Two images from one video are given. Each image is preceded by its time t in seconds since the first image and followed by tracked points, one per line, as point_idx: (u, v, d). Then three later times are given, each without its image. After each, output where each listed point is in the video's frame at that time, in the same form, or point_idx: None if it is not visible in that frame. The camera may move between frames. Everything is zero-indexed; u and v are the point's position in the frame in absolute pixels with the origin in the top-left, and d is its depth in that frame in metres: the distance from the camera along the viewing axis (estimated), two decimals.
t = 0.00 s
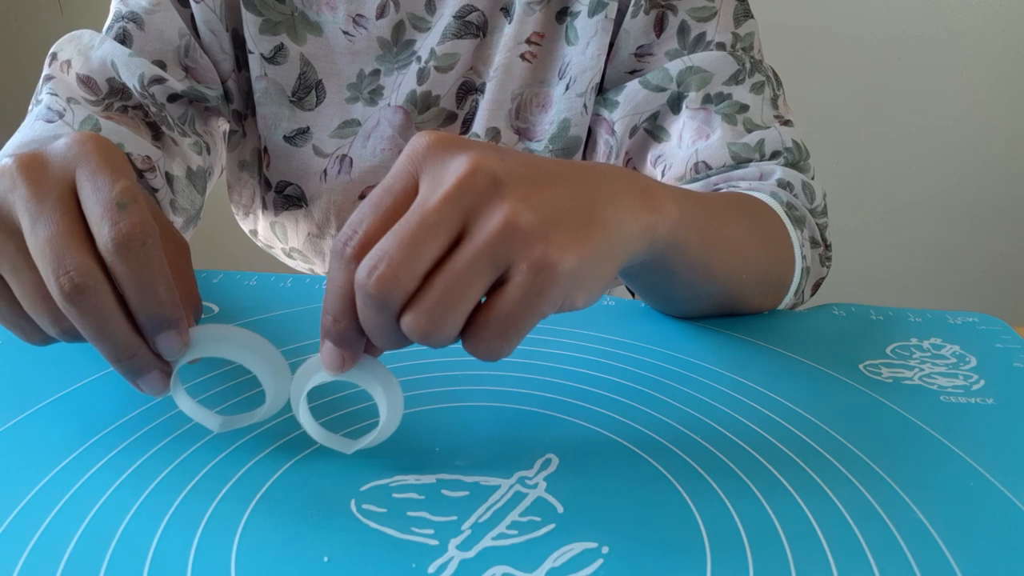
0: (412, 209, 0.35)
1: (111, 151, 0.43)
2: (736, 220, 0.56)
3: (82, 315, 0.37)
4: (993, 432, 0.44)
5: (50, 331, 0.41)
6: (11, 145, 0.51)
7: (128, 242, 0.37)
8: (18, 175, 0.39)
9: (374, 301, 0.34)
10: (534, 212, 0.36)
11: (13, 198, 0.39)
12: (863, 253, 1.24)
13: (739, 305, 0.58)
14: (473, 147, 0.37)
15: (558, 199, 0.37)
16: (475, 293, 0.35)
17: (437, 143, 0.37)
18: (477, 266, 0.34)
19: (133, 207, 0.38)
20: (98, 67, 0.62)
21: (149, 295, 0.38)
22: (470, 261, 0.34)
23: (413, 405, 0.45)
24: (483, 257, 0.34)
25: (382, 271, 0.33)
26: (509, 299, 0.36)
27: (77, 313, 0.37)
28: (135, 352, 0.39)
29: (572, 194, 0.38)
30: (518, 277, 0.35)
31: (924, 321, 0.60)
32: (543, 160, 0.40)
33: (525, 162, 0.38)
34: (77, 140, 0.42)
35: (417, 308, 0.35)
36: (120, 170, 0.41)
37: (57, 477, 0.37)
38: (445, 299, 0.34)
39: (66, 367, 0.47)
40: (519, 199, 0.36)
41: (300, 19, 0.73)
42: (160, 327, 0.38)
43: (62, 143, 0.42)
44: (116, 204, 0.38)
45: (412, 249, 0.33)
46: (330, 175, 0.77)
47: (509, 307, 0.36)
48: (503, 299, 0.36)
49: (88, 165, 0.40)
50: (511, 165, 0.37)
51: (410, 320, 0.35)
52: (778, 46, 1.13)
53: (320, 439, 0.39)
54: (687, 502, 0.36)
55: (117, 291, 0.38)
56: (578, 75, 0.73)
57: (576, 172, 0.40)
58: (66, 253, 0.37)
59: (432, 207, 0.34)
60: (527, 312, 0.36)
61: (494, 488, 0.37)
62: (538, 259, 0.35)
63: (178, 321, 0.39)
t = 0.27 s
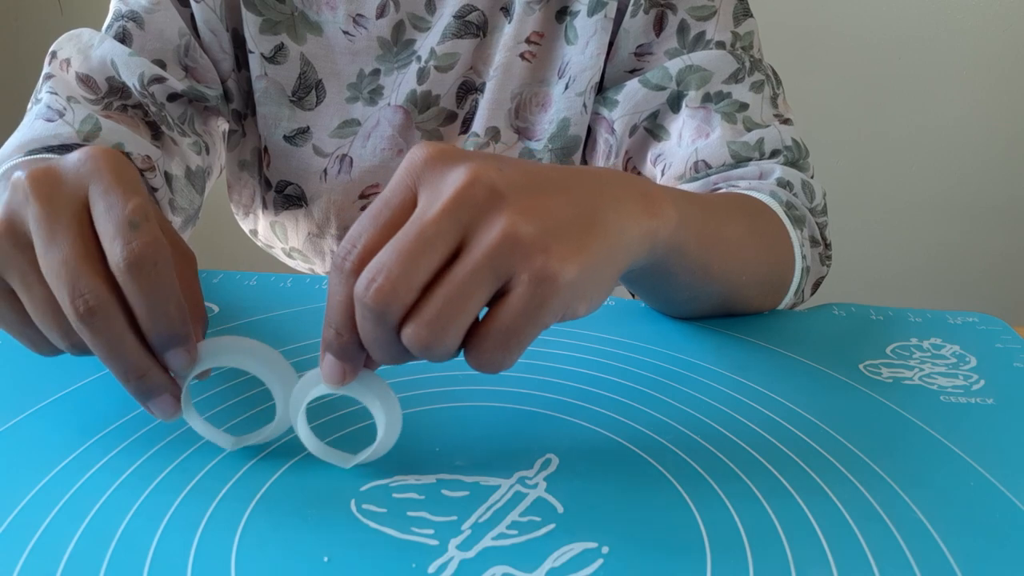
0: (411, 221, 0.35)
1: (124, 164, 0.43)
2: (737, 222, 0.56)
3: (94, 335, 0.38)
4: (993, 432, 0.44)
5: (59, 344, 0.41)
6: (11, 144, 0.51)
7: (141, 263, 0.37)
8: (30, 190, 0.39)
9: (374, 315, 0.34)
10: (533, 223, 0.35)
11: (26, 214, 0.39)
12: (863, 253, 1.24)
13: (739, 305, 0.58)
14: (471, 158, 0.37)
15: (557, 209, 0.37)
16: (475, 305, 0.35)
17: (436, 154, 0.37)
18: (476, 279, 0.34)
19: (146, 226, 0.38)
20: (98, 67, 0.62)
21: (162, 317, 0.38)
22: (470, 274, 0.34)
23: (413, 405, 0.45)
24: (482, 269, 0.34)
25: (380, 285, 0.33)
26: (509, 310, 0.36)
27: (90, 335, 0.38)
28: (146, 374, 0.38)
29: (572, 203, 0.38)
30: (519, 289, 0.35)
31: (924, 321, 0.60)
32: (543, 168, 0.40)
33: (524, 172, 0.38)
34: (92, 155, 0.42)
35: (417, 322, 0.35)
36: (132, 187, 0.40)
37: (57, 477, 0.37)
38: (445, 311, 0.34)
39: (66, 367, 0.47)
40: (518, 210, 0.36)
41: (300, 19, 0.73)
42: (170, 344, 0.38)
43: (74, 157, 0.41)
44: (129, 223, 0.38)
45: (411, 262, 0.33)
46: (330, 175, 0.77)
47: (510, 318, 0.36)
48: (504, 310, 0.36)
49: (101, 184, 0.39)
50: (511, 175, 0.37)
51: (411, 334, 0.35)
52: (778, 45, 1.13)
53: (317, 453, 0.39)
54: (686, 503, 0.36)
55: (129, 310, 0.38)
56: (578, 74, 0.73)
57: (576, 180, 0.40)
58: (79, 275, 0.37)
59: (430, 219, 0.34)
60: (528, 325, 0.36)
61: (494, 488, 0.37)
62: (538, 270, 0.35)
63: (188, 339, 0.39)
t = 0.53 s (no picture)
0: (413, 223, 0.35)
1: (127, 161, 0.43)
2: (737, 221, 0.56)
3: (91, 329, 0.37)
4: (993, 432, 0.44)
5: (57, 344, 0.41)
6: (10, 144, 0.51)
7: (138, 257, 0.37)
8: (33, 186, 0.40)
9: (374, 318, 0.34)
10: (534, 227, 0.36)
11: (27, 210, 0.39)
12: (863, 253, 1.24)
13: (739, 305, 0.58)
14: (472, 161, 0.37)
15: (559, 212, 0.37)
16: (476, 308, 0.35)
17: (438, 157, 0.37)
18: (477, 282, 0.34)
19: (145, 222, 0.38)
20: (98, 67, 0.62)
21: (159, 311, 0.38)
22: (471, 277, 0.34)
23: (413, 405, 0.45)
24: (483, 272, 0.34)
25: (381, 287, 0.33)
26: (509, 313, 0.36)
27: (88, 329, 0.37)
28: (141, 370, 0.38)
29: (574, 206, 0.38)
30: (519, 293, 0.35)
31: (924, 321, 0.60)
32: (544, 170, 0.40)
33: (526, 175, 0.38)
34: (93, 152, 0.42)
35: (417, 325, 0.34)
36: (133, 183, 0.40)
37: (58, 477, 0.37)
38: (445, 315, 0.34)
39: (66, 367, 0.47)
40: (519, 214, 0.36)
41: (298, 19, 0.73)
42: (167, 340, 0.38)
43: (77, 154, 0.42)
44: (129, 218, 0.38)
45: (412, 263, 0.33)
46: (330, 174, 0.77)
47: (510, 321, 0.36)
48: (504, 314, 0.36)
49: (102, 179, 0.39)
50: (512, 177, 0.37)
51: (410, 337, 0.34)
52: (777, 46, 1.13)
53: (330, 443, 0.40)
54: (687, 503, 0.36)
55: (128, 305, 0.38)
56: (576, 74, 0.73)
57: (577, 181, 0.40)
58: (79, 269, 0.37)
59: (432, 221, 0.34)
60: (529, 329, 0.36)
61: (494, 488, 0.37)
62: (539, 274, 0.35)
63: (185, 336, 0.38)
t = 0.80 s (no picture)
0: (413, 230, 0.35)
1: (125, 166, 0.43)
2: (737, 221, 0.56)
3: (86, 337, 0.37)
4: (993, 432, 0.44)
5: (51, 347, 0.41)
6: (10, 143, 0.51)
7: (134, 266, 0.36)
8: (30, 192, 0.39)
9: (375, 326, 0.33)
10: (534, 231, 0.36)
11: (25, 216, 0.39)
12: (863, 253, 1.24)
13: (739, 305, 0.58)
14: (471, 168, 0.38)
15: (558, 216, 0.37)
16: (478, 314, 0.35)
17: (436, 164, 0.37)
18: (478, 287, 0.34)
19: (142, 230, 0.37)
20: (98, 66, 0.62)
21: (154, 320, 0.37)
22: (472, 282, 0.34)
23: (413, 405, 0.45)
24: (484, 277, 0.34)
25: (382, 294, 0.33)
26: (511, 318, 0.35)
27: (82, 338, 0.37)
28: (135, 379, 0.38)
29: (571, 208, 0.38)
30: (521, 297, 0.35)
31: (924, 321, 0.60)
32: (543, 174, 0.40)
33: (525, 180, 0.38)
34: (93, 156, 0.41)
35: (418, 334, 0.34)
36: (131, 190, 0.40)
37: (57, 477, 0.37)
38: (446, 321, 0.34)
39: (66, 367, 0.47)
40: (519, 218, 0.36)
41: (299, 19, 0.73)
42: (161, 349, 0.38)
43: (76, 159, 0.41)
44: (124, 226, 0.37)
45: (414, 270, 0.33)
46: (330, 175, 0.77)
47: (513, 325, 0.35)
48: (506, 319, 0.35)
49: (99, 186, 0.39)
50: (511, 182, 0.37)
51: (411, 345, 0.34)
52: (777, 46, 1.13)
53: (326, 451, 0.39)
54: (687, 503, 0.36)
55: (123, 314, 0.38)
56: (576, 75, 0.73)
57: (576, 185, 0.40)
58: (74, 277, 0.37)
59: (433, 227, 0.34)
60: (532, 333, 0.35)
61: (494, 488, 0.37)
62: (540, 278, 0.35)
63: (179, 345, 0.38)
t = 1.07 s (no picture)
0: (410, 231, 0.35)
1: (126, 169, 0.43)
2: (736, 221, 0.56)
3: (86, 340, 0.37)
4: (993, 432, 0.44)
5: (52, 350, 0.41)
6: (10, 143, 0.51)
7: (134, 269, 0.36)
8: (31, 195, 0.39)
9: (373, 327, 0.33)
10: (532, 230, 0.36)
11: (26, 218, 0.39)
12: (863, 253, 1.24)
13: (739, 305, 0.58)
14: (468, 168, 0.38)
15: (556, 216, 0.37)
16: (475, 313, 0.35)
17: (433, 166, 0.37)
18: (476, 287, 0.34)
19: (142, 233, 0.37)
20: (98, 66, 0.62)
21: (154, 323, 0.37)
22: (470, 282, 0.34)
23: (414, 405, 0.45)
24: (481, 277, 0.34)
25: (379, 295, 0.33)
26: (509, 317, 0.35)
27: (83, 341, 0.37)
28: (135, 382, 0.38)
29: (571, 208, 0.38)
30: (519, 296, 0.35)
31: (924, 321, 0.60)
32: (543, 173, 0.40)
33: (523, 179, 0.38)
34: (93, 159, 0.41)
35: (415, 333, 0.34)
36: (132, 193, 0.40)
37: (57, 477, 0.37)
38: (443, 321, 0.34)
39: (65, 367, 0.47)
40: (516, 217, 0.36)
41: (300, 19, 0.73)
42: (161, 351, 0.38)
43: (76, 162, 0.41)
44: (125, 230, 0.37)
45: (410, 269, 0.33)
46: (331, 176, 0.77)
47: (511, 325, 0.35)
48: (504, 317, 0.35)
49: (100, 189, 0.39)
50: (509, 182, 0.37)
51: (409, 344, 0.34)
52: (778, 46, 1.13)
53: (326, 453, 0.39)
54: (687, 503, 0.36)
55: (123, 317, 0.38)
56: (577, 76, 0.73)
57: (573, 184, 0.40)
58: (74, 280, 0.37)
59: (430, 227, 0.34)
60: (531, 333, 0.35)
61: (494, 488, 0.37)
62: (538, 277, 0.35)
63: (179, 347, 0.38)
